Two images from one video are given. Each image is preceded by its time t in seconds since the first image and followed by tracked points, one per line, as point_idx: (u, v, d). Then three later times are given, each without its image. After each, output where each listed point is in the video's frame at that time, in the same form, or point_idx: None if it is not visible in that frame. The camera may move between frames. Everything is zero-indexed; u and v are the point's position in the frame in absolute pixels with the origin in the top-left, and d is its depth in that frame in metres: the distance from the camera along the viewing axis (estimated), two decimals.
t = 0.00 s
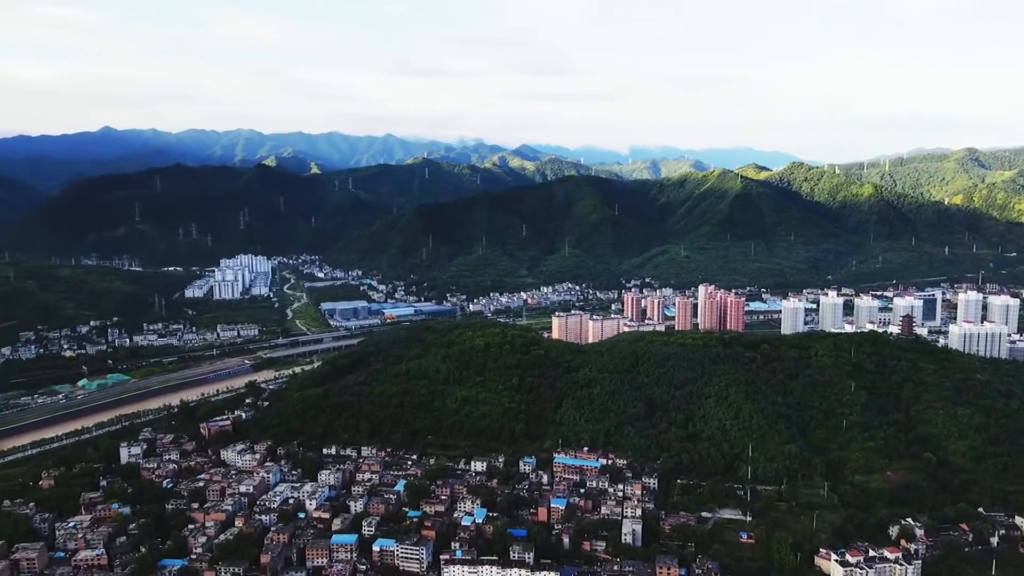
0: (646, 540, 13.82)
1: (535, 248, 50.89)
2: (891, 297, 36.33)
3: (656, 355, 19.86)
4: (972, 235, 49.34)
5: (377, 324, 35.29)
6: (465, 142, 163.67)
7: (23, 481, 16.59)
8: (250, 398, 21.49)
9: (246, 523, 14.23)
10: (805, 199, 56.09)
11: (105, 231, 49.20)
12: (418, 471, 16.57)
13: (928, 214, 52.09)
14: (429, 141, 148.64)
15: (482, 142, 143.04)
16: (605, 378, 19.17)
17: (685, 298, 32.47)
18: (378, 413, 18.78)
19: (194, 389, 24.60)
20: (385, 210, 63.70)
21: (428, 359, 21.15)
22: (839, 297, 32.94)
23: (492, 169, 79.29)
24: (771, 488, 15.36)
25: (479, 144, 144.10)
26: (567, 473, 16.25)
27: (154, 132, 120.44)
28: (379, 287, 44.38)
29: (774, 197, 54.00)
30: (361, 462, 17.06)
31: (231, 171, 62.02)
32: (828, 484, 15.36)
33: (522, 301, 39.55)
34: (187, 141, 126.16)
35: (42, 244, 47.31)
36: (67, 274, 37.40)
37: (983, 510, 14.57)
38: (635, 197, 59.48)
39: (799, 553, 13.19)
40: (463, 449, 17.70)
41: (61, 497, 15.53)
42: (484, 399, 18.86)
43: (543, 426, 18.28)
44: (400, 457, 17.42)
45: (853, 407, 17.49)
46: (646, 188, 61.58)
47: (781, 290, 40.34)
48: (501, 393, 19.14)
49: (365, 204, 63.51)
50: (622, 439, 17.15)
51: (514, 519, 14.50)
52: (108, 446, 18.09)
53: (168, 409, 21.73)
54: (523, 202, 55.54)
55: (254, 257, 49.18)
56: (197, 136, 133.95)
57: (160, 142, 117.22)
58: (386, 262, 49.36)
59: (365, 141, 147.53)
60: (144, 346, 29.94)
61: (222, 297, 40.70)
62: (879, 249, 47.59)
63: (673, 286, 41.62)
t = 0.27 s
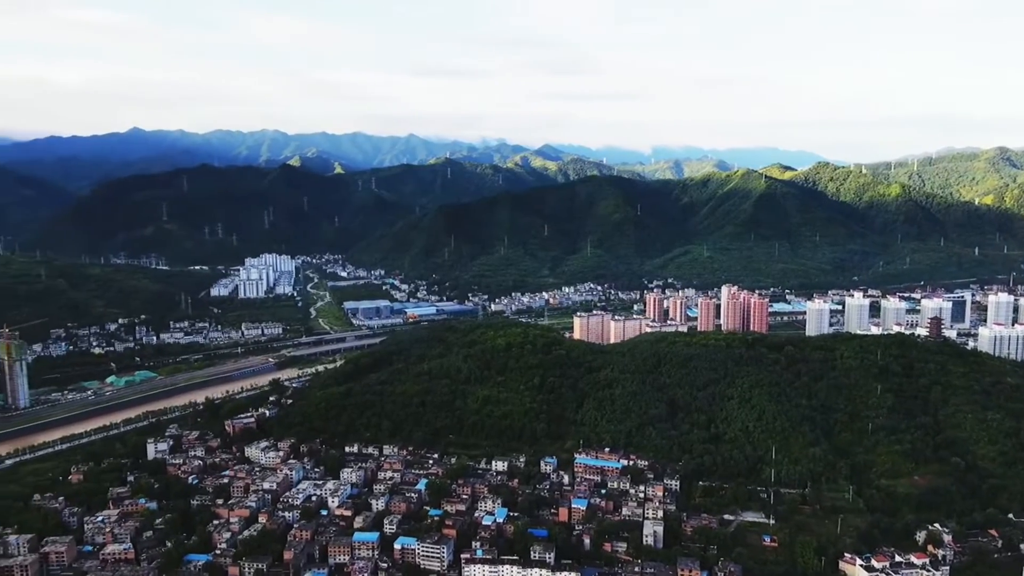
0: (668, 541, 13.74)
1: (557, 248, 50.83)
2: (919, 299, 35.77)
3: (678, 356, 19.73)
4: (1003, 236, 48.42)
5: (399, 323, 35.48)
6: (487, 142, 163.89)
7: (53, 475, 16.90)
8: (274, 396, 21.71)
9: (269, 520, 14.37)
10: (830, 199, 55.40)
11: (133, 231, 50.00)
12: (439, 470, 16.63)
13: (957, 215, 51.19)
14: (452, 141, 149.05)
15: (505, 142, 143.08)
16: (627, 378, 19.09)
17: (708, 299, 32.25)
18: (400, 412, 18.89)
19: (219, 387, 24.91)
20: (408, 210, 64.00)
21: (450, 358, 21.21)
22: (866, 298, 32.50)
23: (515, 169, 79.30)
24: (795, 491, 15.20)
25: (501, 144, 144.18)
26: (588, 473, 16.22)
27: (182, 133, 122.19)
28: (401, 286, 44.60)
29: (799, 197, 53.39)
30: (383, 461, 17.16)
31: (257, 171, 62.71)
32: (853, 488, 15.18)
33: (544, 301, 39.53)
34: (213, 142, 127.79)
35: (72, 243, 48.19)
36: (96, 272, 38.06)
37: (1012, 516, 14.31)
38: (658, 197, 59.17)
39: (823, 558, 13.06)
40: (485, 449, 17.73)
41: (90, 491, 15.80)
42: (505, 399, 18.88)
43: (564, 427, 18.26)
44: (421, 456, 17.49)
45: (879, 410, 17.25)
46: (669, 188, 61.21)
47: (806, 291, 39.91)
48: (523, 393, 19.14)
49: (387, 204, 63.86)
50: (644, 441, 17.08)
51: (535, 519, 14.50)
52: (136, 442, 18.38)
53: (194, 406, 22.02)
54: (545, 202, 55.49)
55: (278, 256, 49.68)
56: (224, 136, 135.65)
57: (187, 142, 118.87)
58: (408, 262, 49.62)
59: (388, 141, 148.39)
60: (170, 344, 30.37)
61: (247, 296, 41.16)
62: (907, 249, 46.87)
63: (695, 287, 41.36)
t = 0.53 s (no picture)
0: (690, 544, 13.65)
1: (579, 248, 50.73)
2: (948, 301, 35.19)
3: (701, 357, 19.59)
4: None
5: (421, 322, 35.63)
6: (509, 142, 163.93)
7: (82, 470, 17.22)
8: (298, 394, 21.92)
9: (292, 516, 14.51)
10: (857, 199, 54.67)
11: (161, 230, 50.74)
12: (460, 469, 16.67)
13: (987, 215, 50.25)
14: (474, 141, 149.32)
15: (526, 142, 143.00)
16: (650, 379, 18.99)
17: (731, 299, 31.97)
18: (422, 411, 18.97)
19: (243, 385, 25.21)
20: (430, 210, 64.24)
21: (471, 358, 21.25)
22: (893, 300, 32.04)
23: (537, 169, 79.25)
24: (819, 494, 15.02)
25: (523, 144, 144.13)
26: (609, 474, 16.17)
27: (208, 133, 123.86)
28: (423, 286, 44.80)
29: (825, 197, 52.74)
30: (404, 459, 17.24)
31: (281, 171, 63.35)
32: (878, 492, 14.98)
33: (566, 301, 39.47)
34: (239, 143, 129.38)
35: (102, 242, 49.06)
36: (124, 270, 38.69)
37: None
38: (681, 197, 58.79)
39: (848, 562, 12.89)
40: (506, 448, 17.76)
41: (117, 486, 16.07)
42: (527, 399, 18.89)
43: (585, 427, 18.22)
44: (443, 455, 17.55)
45: (906, 413, 17.00)
46: (692, 189, 60.80)
47: (831, 293, 39.44)
48: (544, 393, 19.13)
49: (410, 204, 64.14)
50: (666, 442, 16.98)
51: (556, 520, 14.48)
52: (162, 438, 18.66)
53: (219, 403, 22.30)
54: (568, 202, 55.38)
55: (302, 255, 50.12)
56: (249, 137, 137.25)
57: (213, 143, 120.45)
58: (430, 262, 49.82)
59: (410, 141, 149.10)
60: (196, 342, 30.78)
61: (271, 295, 41.59)
62: (935, 250, 46.10)
63: (719, 287, 41.04)
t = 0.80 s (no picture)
0: (712, 546, 13.56)
1: (601, 248, 50.59)
2: (977, 302, 34.58)
3: (724, 358, 19.45)
4: None
5: (443, 322, 35.76)
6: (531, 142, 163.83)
7: (110, 465, 17.51)
8: (321, 392, 22.11)
9: (315, 514, 14.63)
10: (884, 200, 53.89)
11: (187, 231, 51.48)
12: (482, 468, 16.71)
13: (1019, 216, 49.26)
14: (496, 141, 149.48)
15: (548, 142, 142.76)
16: (672, 380, 18.89)
17: (754, 300, 31.64)
18: (443, 410, 19.05)
19: (267, 383, 25.47)
20: (452, 210, 64.44)
21: (493, 358, 21.29)
22: (920, 301, 31.54)
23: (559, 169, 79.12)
24: (844, 498, 14.83)
25: (545, 144, 143.95)
26: (631, 475, 16.11)
27: (234, 134, 125.31)
28: (445, 285, 44.95)
29: (851, 197, 52.04)
30: (426, 458, 17.32)
31: (305, 171, 63.92)
32: (905, 496, 14.79)
33: (588, 301, 39.38)
34: (263, 144, 130.79)
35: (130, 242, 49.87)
36: (151, 269, 39.29)
37: None
38: (704, 197, 58.37)
39: (873, 567, 12.72)
40: (527, 448, 17.77)
41: (144, 481, 16.32)
42: (548, 399, 18.89)
43: (607, 427, 18.17)
44: (464, 454, 17.59)
45: (933, 416, 16.74)
46: (715, 189, 60.36)
47: (857, 294, 38.94)
48: (565, 393, 19.11)
49: (432, 204, 64.40)
50: (688, 443, 16.88)
51: (577, 520, 14.46)
52: (188, 435, 18.92)
53: (244, 401, 22.56)
54: (590, 202, 55.23)
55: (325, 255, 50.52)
56: (274, 138, 138.67)
57: (238, 144, 121.85)
58: (452, 262, 49.99)
59: (433, 141, 149.64)
60: (221, 340, 31.16)
61: (295, 294, 41.98)
62: (965, 251, 45.31)
63: (742, 289, 40.71)
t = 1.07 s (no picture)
0: (734, 549, 13.45)
1: (623, 248, 50.38)
2: (1008, 305, 33.92)
3: (747, 360, 19.28)
4: None
5: (465, 321, 35.84)
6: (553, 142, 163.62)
7: (137, 461, 17.80)
8: (343, 390, 22.28)
9: (337, 511, 14.74)
10: (912, 200, 53.06)
11: (213, 230, 52.15)
12: (503, 467, 16.73)
13: None
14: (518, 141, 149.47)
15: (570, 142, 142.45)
16: (694, 381, 18.77)
17: (778, 301, 31.27)
18: (464, 409, 19.10)
19: (290, 381, 25.72)
20: (474, 210, 64.55)
21: (514, 358, 21.30)
22: (949, 303, 31.00)
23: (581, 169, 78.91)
24: (869, 502, 14.64)
25: (567, 143, 143.67)
26: (652, 476, 16.03)
27: (258, 134, 126.69)
28: (467, 285, 45.05)
29: (878, 197, 51.30)
30: (447, 457, 17.37)
31: (329, 171, 64.43)
32: (932, 501, 14.55)
33: (610, 301, 39.26)
34: (288, 144, 132.08)
35: (157, 241, 50.65)
36: (178, 267, 39.86)
37: None
38: (728, 197, 57.89)
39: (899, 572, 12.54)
40: (547, 448, 17.76)
41: (170, 477, 16.56)
42: (569, 399, 18.86)
43: (628, 428, 18.10)
44: (485, 454, 17.63)
45: (962, 420, 16.46)
46: (739, 189, 59.84)
47: (884, 295, 38.40)
48: (586, 393, 19.06)
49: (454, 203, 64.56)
50: (710, 445, 16.76)
51: (598, 521, 14.41)
52: (213, 431, 19.18)
53: (267, 398, 22.80)
54: (612, 202, 55.02)
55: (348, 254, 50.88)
56: (298, 138, 140.03)
57: (263, 144, 123.16)
58: (474, 261, 50.09)
59: (455, 141, 150.01)
60: (246, 338, 31.52)
61: (318, 292, 42.33)
62: (995, 253, 44.47)
63: (766, 289, 40.33)
